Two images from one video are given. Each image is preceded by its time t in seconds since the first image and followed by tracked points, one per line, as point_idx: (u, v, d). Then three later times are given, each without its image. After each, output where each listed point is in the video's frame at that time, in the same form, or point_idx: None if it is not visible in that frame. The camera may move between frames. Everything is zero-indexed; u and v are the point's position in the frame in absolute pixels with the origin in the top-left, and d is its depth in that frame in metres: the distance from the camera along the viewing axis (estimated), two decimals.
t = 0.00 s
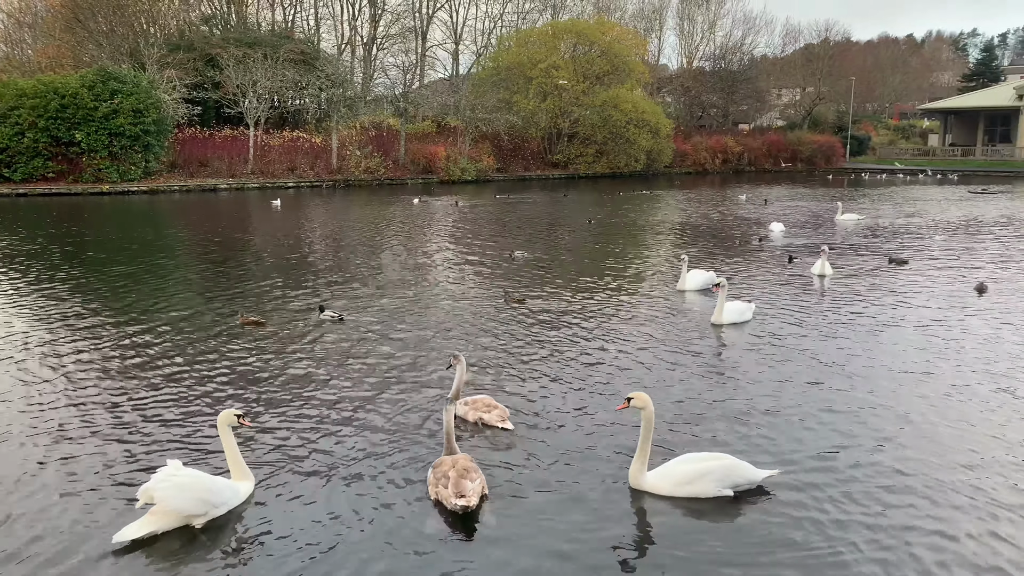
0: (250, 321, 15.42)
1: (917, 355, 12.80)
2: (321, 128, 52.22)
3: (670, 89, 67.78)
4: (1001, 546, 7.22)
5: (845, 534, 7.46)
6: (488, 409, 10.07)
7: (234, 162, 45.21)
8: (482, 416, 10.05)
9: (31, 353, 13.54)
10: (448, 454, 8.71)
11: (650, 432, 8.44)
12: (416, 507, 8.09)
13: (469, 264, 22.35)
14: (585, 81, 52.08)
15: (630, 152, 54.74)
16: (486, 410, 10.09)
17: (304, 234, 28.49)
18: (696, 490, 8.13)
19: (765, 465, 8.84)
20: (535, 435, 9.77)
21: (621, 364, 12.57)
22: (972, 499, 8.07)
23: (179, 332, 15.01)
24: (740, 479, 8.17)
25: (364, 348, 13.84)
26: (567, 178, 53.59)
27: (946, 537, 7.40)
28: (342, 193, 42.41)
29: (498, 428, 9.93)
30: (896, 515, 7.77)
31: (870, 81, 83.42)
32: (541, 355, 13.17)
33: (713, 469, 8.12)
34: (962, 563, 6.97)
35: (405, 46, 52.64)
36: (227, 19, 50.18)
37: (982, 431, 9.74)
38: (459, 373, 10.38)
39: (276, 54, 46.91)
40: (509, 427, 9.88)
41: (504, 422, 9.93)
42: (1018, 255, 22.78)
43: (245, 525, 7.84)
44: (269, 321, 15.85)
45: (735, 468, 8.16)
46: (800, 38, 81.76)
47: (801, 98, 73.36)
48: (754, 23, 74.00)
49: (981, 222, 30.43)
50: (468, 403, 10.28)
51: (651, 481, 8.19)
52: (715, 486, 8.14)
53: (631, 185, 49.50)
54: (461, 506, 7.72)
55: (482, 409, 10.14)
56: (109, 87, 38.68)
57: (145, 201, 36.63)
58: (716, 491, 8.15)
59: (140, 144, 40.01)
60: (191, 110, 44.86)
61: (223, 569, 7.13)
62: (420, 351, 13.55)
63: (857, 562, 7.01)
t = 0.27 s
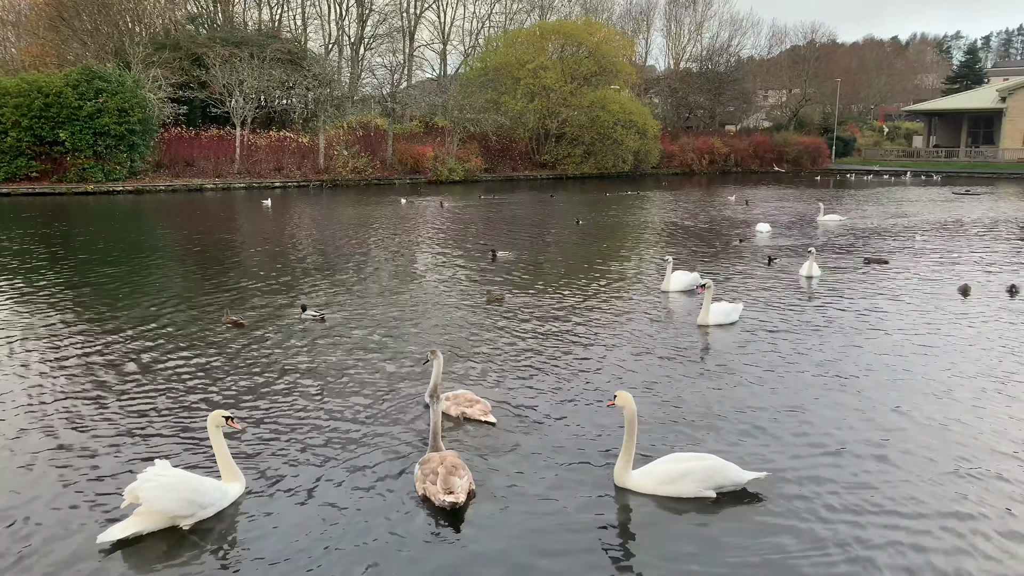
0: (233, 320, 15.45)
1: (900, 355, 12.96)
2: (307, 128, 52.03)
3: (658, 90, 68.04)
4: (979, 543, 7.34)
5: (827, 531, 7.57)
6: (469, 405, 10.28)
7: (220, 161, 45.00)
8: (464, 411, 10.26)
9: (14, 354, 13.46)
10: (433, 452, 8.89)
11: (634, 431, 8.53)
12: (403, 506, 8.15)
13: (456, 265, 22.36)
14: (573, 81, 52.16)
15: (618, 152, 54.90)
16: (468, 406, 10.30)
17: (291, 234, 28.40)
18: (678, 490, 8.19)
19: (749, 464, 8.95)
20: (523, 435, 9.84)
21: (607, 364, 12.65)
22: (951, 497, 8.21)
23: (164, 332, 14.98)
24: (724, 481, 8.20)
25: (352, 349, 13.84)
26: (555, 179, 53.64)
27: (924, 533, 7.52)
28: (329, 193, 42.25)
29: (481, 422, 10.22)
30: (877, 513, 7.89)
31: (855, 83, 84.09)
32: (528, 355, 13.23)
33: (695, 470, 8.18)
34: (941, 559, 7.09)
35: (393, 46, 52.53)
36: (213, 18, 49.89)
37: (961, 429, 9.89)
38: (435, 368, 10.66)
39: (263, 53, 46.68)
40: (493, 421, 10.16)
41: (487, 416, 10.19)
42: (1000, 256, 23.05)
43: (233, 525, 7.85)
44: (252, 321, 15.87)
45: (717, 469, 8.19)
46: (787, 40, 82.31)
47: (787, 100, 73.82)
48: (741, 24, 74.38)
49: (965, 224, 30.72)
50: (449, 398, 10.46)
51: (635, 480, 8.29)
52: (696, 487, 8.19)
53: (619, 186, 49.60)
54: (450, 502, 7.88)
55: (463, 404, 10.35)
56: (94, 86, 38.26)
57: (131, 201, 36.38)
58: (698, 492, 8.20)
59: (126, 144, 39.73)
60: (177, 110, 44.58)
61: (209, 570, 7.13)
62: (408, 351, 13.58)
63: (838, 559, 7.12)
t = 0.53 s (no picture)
0: (216, 320, 15.40)
1: (885, 355, 13.06)
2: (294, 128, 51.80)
3: (645, 91, 68.26)
4: (964, 542, 7.40)
5: (814, 530, 7.61)
6: (452, 400, 10.52)
7: (206, 161, 44.70)
8: (447, 406, 10.50)
9: None
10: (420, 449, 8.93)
11: (621, 431, 8.58)
12: (391, 506, 8.12)
13: (444, 265, 22.33)
14: (561, 82, 52.23)
15: (606, 153, 55.00)
16: (450, 401, 10.54)
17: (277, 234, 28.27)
18: (660, 490, 8.19)
19: (738, 465, 8.97)
20: (512, 436, 9.83)
21: (595, 364, 12.66)
22: (937, 496, 8.26)
23: (149, 333, 14.87)
24: (706, 484, 8.16)
25: (339, 349, 13.78)
26: (543, 179, 53.66)
27: (911, 532, 7.57)
28: (316, 193, 42.04)
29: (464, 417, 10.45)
30: (864, 513, 7.92)
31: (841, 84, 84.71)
32: (516, 356, 13.22)
33: (676, 470, 8.18)
34: (927, 559, 7.13)
35: (380, 45, 52.41)
36: (199, 17, 49.55)
37: (945, 429, 9.98)
38: (413, 367, 11.13)
39: (249, 52, 46.40)
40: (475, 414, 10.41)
41: (468, 410, 10.44)
42: (982, 256, 23.29)
43: (221, 527, 7.77)
44: (234, 321, 15.82)
45: (699, 470, 8.17)
46: (773, 42, 82.79)
47: (773, 101, 74.23)
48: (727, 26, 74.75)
49: (949, 224, 30.98)
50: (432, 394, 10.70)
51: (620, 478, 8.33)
52: (678, 488, 8.17)
53: (607, 186, 49.67)
54: (437, 500, 7.93)
55: (446, 399, 10.59)
56: (79, 85, 38.13)
57: (116, 201, 36.06)
58: (681, 493, 8.18)
59: (111, 143, 39.40)
60: (162, 109, 44.26)
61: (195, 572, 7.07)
62: (396, 351, 13.52)
63: (826, 558, 7.14)
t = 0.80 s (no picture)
0: (198, 321, 15.31)
1: (869, 354, 13.16)
2: (280, 128, 51.55)
3: (632, 91, 68.47)
4: (947, 538, 7.46)
5: (800, 527, 7.65)
6: (435, 396, 10.71)
7: (191, 162, 44.40)
8: (431, 402, 10.69)
9: None
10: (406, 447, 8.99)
11: (610, 429, 8.63)
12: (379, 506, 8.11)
13: (431, 265, 22.29)
14: (547, 82, 52.32)
15: (592, 153, 55.13)
16: (433, 396, 10.72)
17: (263, 235, 28.13)
18: (642, 489, 8.20)
19: (726, 464, 9.02)
20: (500, 437, 9.82)
21: (583, 365, 12.68)
22: (920, 493, 8.34)
23: (133, 334, 14.75)
24: (690, 485, 8.12)
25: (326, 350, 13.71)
26: (530, 180, 53.69)
27: (895, 530, 7.63)
28: (302, 194, 41.83)
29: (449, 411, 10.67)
30: (850, 510, 7.98)
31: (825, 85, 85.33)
32: (504, 356, 13.22)
33: (658, 470, 8.17)
34: (911, 555, 7.18)
35: (366, 45, 52.27)
36: (183, 17, 49.23)
37: (928, 427, 10.07)
38: (391, 365, 11.27)
39: (234, 52, 46.11)
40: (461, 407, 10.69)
41: (452, 404, 10.68)
42: (965, 256, 23.52)
43: (208, 530, 7.70)
44: (217, 322, 15.76)
45: (680, 471, 8.12)
46: (758, 43, 83.26)
47: (759, 102, 74.66)
48: (713, 27, 75.10)
49: (933, 224, 31.27)
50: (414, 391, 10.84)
51: (605, 474, 8.42)
52: (661, 488, 8.14)
53: (594, 187, 49.73)
54: (422, 496, 8.02)
55: (428, 395, 10.76)
56: (61, 85, 37.67)
57: (99, 202, 35.71)
58: (663, 493, 8.16)
59: (94, 143, 39.01)
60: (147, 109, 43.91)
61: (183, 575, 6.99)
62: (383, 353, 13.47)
63: (811, 556, 7.18)
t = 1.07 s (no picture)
0: (181, 324, 15.25)
1: (852, 356, 13.27)
2: (264, 131, 51.29)
3: (616, 94, 68.74)
4: (927, 538, 7.54)
5: (784, 528, 7.71)
6: (414, 393, 10.84)
7: (174, 164, 44.08)
8: (411, 400, 10.81)
9: None
10: (390, 448, 9.00)
11: (596, 429, 8.72)
12: (364, 508, 8.08)
13: (416, 268, 22.22)
14: (532, 85, 52.42)
15: (577, 156, 55.26)
16: (413, 394, 10.85)
17: (247, 238, 27.96)
18: (625, 489, 8.24)
19: (710, 465, 9.07)
20: (486, 439, 9.82)
21: (569, 366, 12.73)
22: (902, 493, 8.43)
23: (115, 338, 14.64)
24: (671, 486, 8.13)
25: (311, 354, 13.63)
26: (515, 182, 53.71)
27: (877, 530, 7.70)
28: (287, 197, 41.62)
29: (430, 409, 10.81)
30: (833, 511, 8.04)
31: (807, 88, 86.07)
32: (490, 358, 13.21)
33: (641, 470, 8.20)
34: (893, 555, 7.24)
35: (350, 48, 52.14)
36: (165, 19, 48.87)
37: (909, 428, 10.18)
38: (366, 366, 11.33)
39: (218, 55, 45.80)
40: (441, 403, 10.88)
41: (433, 400, 10.84)
42: (945, 257, 23.79)
43: (193, 534, 7.64)
44: (200, 325, 15.69)
45: (661, 471, 8.14)
46: (741, 45, 83.84)
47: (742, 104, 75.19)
48: (697, 29, 75.58)
49: (914, 226, 31.61)
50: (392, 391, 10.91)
51: (590, 474, 8.50)
52: (643, 489, 8.18)
53: (579, 189, 49.84)
54: (406, 497, 7.97)
55: (407, 393, 10.87)
56: (42, 87, 37.24)
57: (81, 205, 35.35)
58: (646, 494, 8.19)
59: (75, 146, 38.60)
60: (129, 111, 43.55)
61: None
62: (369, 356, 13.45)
63: (794, 556, 7.23)
